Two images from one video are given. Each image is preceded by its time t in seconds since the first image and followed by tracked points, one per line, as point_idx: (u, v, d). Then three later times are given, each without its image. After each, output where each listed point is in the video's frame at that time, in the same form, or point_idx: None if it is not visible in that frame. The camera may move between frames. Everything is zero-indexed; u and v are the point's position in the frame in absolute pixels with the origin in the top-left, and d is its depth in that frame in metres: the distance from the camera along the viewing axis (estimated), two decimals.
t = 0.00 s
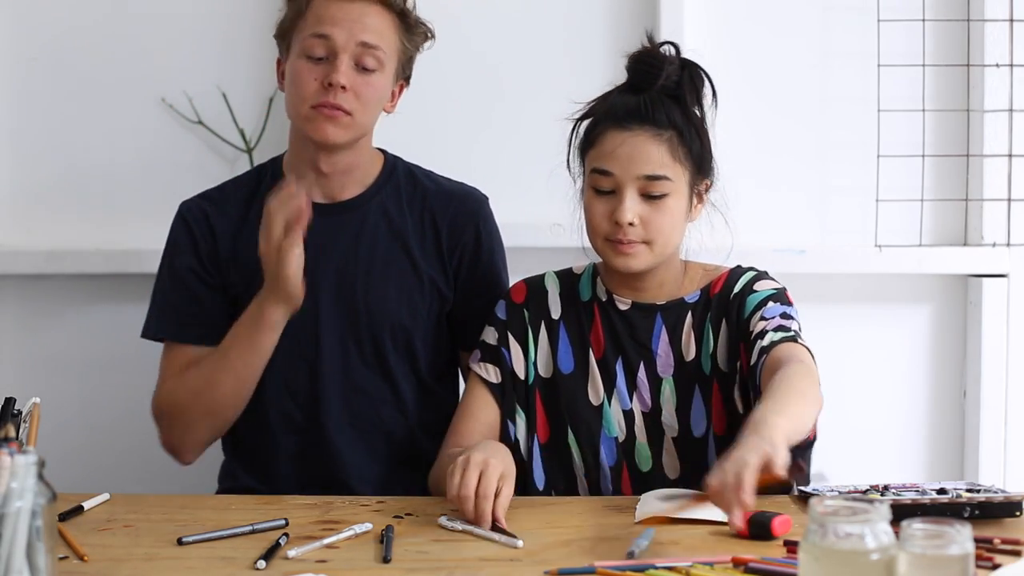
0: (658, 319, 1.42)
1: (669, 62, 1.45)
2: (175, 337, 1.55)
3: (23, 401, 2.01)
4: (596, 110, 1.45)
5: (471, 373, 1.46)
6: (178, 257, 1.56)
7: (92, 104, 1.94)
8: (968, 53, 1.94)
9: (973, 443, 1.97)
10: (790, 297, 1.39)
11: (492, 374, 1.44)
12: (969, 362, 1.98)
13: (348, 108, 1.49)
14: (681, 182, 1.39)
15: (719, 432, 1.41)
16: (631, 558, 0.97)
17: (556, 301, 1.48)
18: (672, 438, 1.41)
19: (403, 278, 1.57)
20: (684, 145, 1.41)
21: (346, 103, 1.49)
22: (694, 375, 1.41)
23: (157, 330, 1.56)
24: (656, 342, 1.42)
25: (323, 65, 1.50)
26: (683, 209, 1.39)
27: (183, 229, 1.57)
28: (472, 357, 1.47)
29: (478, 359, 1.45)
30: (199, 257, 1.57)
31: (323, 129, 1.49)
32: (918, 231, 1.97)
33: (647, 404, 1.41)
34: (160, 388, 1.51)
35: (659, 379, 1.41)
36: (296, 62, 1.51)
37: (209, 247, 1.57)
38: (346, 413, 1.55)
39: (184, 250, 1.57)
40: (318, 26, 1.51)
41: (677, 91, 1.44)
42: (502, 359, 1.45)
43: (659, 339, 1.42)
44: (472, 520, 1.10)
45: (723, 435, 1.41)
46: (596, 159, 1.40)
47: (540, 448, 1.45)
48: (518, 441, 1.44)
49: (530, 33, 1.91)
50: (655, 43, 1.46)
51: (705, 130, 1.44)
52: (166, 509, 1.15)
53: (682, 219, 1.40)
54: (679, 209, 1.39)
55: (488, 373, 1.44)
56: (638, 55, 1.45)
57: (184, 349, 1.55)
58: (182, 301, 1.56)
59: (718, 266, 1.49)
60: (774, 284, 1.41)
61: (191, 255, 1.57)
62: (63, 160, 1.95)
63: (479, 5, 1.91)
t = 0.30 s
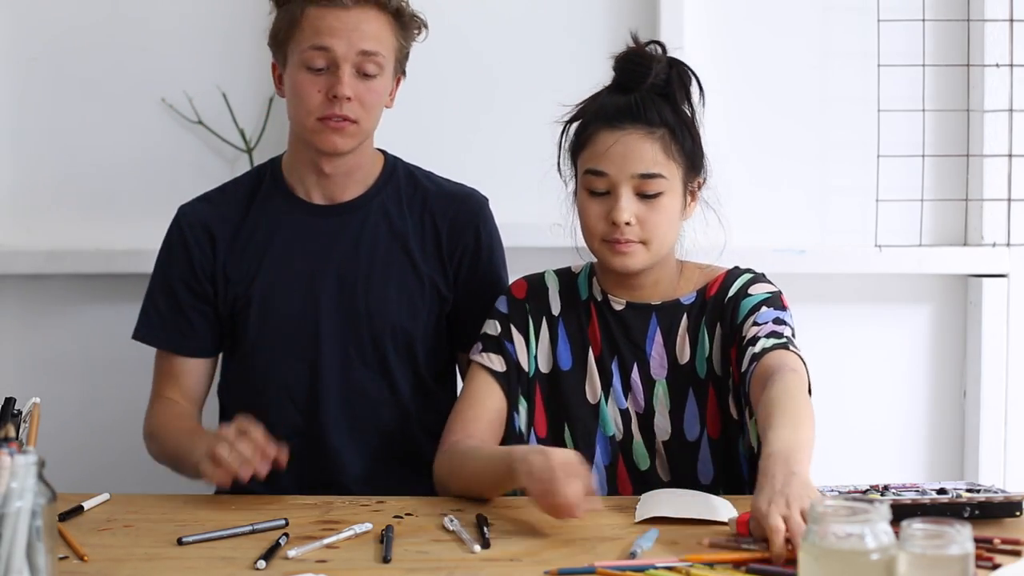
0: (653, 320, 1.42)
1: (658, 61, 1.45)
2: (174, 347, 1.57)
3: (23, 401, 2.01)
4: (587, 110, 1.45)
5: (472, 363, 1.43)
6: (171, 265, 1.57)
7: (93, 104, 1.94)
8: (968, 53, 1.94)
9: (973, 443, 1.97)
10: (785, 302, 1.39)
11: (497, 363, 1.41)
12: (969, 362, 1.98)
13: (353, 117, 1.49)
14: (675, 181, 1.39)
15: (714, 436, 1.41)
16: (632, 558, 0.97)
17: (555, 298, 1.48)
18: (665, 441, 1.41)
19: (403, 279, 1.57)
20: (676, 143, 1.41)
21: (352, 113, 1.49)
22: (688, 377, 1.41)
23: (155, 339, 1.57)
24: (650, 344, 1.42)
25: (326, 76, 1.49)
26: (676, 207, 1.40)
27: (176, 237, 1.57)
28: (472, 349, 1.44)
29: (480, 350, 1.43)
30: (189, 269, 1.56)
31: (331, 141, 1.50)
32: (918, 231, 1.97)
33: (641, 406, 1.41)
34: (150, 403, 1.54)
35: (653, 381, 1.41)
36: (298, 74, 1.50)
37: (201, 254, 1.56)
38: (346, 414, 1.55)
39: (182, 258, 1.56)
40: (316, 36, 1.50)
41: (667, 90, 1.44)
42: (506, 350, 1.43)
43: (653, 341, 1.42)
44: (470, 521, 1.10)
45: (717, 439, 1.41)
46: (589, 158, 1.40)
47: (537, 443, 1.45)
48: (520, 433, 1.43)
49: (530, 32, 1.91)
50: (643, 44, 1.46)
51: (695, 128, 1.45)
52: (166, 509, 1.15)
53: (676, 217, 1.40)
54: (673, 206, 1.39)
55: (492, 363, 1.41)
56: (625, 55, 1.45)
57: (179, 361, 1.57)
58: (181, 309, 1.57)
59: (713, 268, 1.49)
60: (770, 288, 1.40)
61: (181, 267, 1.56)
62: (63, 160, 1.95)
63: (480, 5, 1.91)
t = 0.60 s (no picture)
0: (679, 318, 1.42)
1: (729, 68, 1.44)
2: (177, 341, 1.57)
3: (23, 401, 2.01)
4: (649, 113, 1.44)
5: (495, 363, 1.39)
6: (180, 258, 1.56)
7: (93, 104, 1.94)
8: (968, 53, 1.94)
9: (973, 443, 1.97)
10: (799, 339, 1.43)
11: (524, 364, 1.38)
12: (969, 362, 1.98)
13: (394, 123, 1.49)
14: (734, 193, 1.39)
15: (735, 440, 1.41)
16: (631, 558, 0.97)
17: (577, 295, 1.46)
18: (686, 438, 1.41)
19: (413, 281, 1.57)
20: (739, 153, 1.41)
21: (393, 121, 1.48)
22: (712, 377, 1.41)
23: (159, 331, 1.56)
24: (676, 343, 1.42)
25: (372, 82, 1.48)
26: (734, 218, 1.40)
27: (187, 230, 1.56)
28: (494, 349, 1.40)
29: (503, 352, 1.39)
30: (198, 263, 1.55)
31: (371, 147, 1.49)
32: (918, 231, 1.97)
33: (664, 403, 1.41)
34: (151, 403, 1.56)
35: (677, 379, 1.41)
36: (340, 78, 1.48)
37: (210, 250, 1.55)
38: (352, 414, 1.56)
39: (189, 250, 1.56)
40: (362, 43, 1.47)
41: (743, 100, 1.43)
42: (532, 350, 1.39)
43: (679, 340, 1.42)
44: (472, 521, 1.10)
45: (739, 443, 1.41)
46: (654, 164, 1.39)
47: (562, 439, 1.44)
48: (547, 432, 1.42)
49: (529, 32, 1.91)
50: (714, 52, 1.44)
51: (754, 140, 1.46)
52: (166, 509, 1.15)
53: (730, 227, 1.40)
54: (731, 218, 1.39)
55: (518, 363, 1.38)
56: (700, 62, 1.43)
57: (181, 356, 1.58)
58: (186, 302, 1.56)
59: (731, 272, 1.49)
60: (790, 317, 1.43)
61: (191, 259, 1.56)
62: (63, 160, 1.95)
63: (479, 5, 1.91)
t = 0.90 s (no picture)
0: (679, 319, 1.42)
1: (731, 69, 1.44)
2: (175, 342, 1.57)
3: (23, 401, 2.01)
4: (651, 114, 1.44)
5: (495, 363, 1.39)
6: (176, 259, 1.57)
7: (92, 104, 1.94)
8: (968, 53, 1.94)
9: (973, 443, 1.97)
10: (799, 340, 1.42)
11: (524, 364, 1.38)
12: (969, 362, 1.98)
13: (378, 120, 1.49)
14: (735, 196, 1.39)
15: (736, 441, 1.41)
16: (631, 558, 0.97)
17: (578, 295, 1.46)
18: (686, 439, 1.41)
19: (406, 280, 1.57)
20: (737, 154, 1.40)
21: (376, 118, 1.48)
22: (712, 377, 1.41)
23: (156, 332, 1.57)
24: (676, 344, 1.42)
25: (352, 81, 1.48)
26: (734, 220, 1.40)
27: (183, 232, 1.56)
28: (494, 348, 1.40)
29: (503, 352, 1.39)
30: (194, 264, 1.56)
31: (356, 144, 1.49)
32: (918, 231, 1.97)
33: (664, 404, 1.41)
34: (153, 407, 1.55)
35: (677, 379, 1.41)
36: (322, 78, 1.48)
37: (205, 251, 1.55)
38: (345, 413, 1.56)
39: (185, 251, 1.56)
40: (342, 42, 1.47)
41: (743, 102, 1.43)
42: (532, 351, 1.39)
43: (680, 341, 1.42)
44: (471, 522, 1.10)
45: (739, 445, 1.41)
46: (650, 166, 1.39)
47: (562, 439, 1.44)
48: (547, 432, 1.42)
49: (529, 32, 1.91)
50: (719, 53, 1.44)
51: (757, 143, 1.45)
52: (166, 509, 1.15)
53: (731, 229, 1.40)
54: (730, 219, 1.38)
55: (518, 363, 1.38)
56: (703, 63, 1.43)
57: (180, 356, 1.58)
58: (183, 303, 1.57)
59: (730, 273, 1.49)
60: (791, 318, 1.43)
61: (186, 261, 1.56)
62: (63, 160, 1.95)
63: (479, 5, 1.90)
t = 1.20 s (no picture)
0: (680, 320, 1.42)
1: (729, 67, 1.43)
2: (180, 349, 1.57)
3: (23, 401, 2.01)
4: (648, 113, 1.44)
5: (496, 364, 1.39)
6: (178, 266, 1.57)
7: (92, 104, 1.94)
8: (969, 53, 1.94)
9: (973, 442, 1.98)
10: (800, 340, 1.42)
11: (524, 365, 1.38)
12: (969, 362, 1.98)
13: (374, 118, 1.49)
14: (731, 194, 1.39)
15: (736, 442, 1.41)
16: (631, 558, 0.97)
17: (579, 296, 1.46)
18: (687, 439, 1.41)
19: (408, 278, 1.57)
20: (735, 152, 1.40)
21: (372, 116, 1.48)
22: (713, 378, 1.41)
23: (160, 339, 1.57)
24: (677, 345, 1.42)
25: (346, 80, 1.48)
26: (731, 219, 1.39)
27: (184, 240, 1.56)
28: (495, 349, 1.40)
29: (504, 352, 1.39)
30: (196, 270, 1.56)
31: (353, 142, 1.49)
32: (918, 231, 1.97)
33: (664, 404, 1.42)
34: (158, 412, 1.55)
35: (678, 379, 1.42)
36: (316, 78, 1.48)
37: (208, 258, 1.55)
38: (350, 413, 1.56)
39: (186, 257, 1.56)
40: (335, 42, 1.47)
41: (741, 100, 1.42)
42: (532, 351, 1.39)
43: (680, 342, 1.42)
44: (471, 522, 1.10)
45: (739, 445, 1.41)
46: (646, 164, 1.39)
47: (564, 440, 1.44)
48: (548, 432, 1.42)
49: (529, 32, 1.91)
50: (717, 52, 1.43)
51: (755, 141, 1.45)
52: (166, 509, 1.15)
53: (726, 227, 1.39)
54: (726, 217, 1.38)
55: (518, 363, 1.38)
56: (699, 62, 1.43)
57: (184, 362, 1.58)
58: (186, 308, 1.57)
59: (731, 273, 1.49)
60: (791, 319, 1.43)
61: (188, 269, 1.56)
62: (63, 160, 1.95)
63: (479, 5, 1.90)
